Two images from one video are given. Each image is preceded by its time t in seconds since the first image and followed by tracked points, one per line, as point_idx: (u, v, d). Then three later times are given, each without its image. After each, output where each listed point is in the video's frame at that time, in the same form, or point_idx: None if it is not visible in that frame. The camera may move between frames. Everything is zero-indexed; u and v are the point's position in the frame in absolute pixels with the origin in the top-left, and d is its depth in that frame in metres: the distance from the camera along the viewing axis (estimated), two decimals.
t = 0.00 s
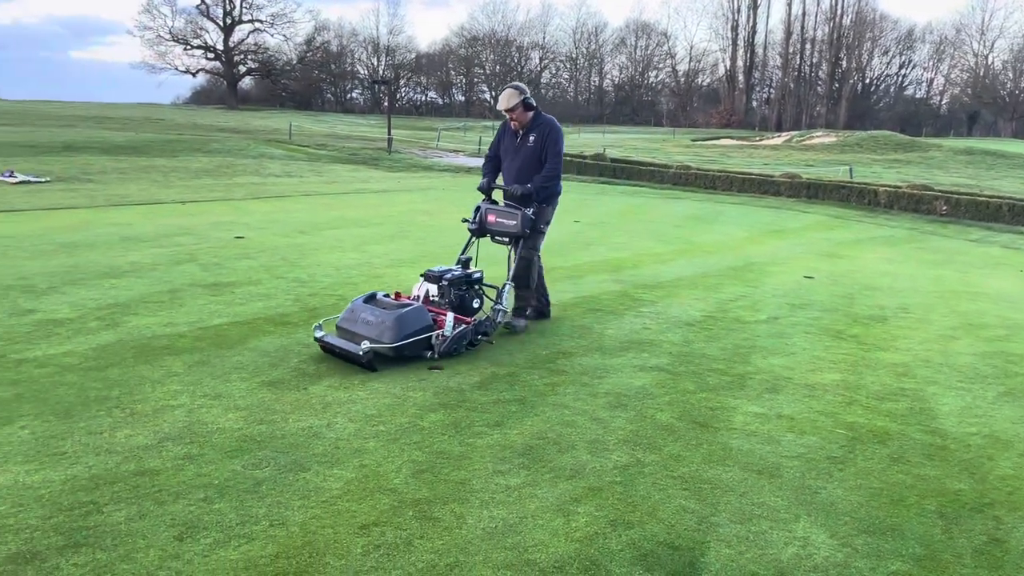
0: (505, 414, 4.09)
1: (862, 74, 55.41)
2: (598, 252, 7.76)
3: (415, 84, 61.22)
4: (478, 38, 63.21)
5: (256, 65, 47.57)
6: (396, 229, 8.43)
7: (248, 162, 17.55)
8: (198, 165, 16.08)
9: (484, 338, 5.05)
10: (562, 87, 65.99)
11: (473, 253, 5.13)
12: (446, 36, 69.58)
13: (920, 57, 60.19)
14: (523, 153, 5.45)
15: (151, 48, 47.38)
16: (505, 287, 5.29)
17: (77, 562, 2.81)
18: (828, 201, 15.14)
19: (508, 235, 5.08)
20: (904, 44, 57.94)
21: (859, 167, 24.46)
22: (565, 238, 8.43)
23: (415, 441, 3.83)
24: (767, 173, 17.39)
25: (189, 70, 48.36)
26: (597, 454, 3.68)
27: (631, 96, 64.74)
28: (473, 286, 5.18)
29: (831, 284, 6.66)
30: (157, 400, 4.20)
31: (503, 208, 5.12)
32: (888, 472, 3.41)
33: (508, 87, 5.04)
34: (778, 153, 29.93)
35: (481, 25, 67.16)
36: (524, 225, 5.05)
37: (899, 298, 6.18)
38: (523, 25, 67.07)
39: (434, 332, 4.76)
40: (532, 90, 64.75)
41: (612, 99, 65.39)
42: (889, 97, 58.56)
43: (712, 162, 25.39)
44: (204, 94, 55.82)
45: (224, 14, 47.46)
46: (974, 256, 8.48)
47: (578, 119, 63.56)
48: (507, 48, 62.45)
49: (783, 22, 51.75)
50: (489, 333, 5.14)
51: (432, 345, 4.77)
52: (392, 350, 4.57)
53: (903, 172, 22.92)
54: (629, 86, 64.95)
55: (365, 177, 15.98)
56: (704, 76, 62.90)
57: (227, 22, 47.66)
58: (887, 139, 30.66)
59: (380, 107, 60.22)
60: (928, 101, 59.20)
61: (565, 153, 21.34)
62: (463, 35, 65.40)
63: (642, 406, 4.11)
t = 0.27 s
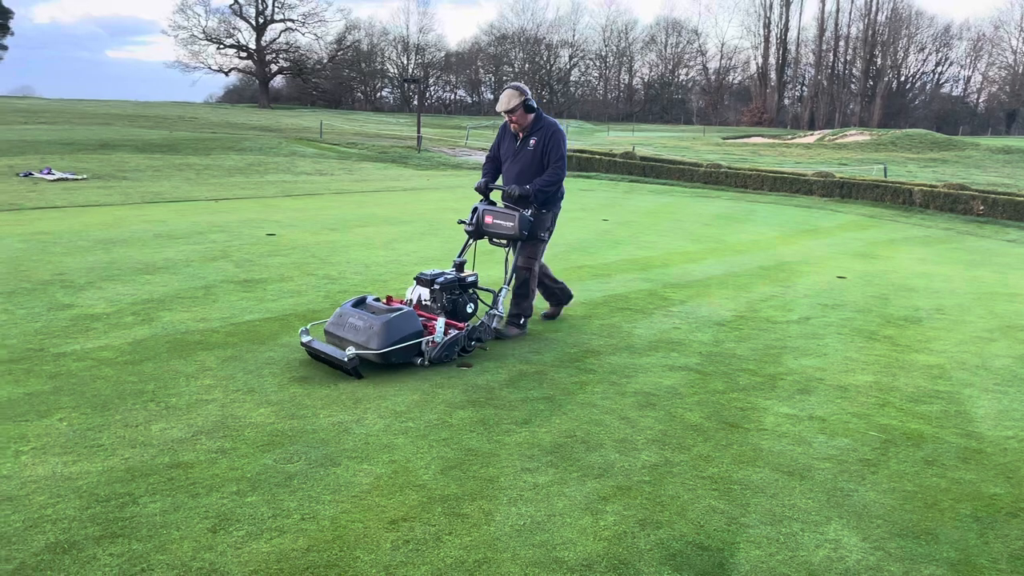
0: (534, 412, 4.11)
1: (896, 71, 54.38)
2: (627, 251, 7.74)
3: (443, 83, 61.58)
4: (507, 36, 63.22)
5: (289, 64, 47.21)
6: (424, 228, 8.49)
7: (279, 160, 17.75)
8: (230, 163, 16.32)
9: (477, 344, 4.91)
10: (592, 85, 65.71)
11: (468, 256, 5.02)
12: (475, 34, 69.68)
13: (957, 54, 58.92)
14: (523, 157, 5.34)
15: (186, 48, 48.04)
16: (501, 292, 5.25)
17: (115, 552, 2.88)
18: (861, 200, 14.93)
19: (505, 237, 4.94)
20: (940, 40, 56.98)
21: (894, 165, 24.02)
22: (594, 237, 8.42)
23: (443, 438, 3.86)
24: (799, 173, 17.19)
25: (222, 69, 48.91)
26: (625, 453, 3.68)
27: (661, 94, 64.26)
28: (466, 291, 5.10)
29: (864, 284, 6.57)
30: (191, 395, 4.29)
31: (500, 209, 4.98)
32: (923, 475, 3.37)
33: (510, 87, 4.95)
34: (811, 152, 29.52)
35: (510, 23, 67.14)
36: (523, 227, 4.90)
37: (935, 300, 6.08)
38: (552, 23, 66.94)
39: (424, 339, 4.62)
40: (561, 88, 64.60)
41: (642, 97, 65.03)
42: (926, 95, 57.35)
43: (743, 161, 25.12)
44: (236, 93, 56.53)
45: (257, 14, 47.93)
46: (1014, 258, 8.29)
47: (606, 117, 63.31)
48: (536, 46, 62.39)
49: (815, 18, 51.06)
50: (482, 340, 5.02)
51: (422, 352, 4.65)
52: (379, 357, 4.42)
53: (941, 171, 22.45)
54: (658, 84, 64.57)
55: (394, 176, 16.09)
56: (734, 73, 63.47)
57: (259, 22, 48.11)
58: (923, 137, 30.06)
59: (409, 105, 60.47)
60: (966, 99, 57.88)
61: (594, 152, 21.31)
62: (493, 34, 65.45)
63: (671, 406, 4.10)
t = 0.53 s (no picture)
0: (564, 410, 4.13)
1: (934, 68, 53.24)
2: (658, 249, 7.71)
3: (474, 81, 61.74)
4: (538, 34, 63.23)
5: (321, 63, 47.27)
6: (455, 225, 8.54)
7: (312, 158, 17.94)
8: (264, 161, 16.53)
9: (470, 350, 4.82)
10: (623, 83, 65.38)
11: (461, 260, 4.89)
12: (505, 33, 69.73)
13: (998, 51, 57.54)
14: (524, 150, 5.17)
15: (221, 46, 48.68)
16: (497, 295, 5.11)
17: (153, 541, 2.95)
18: (897, 199, 14.70)
19: (501, 238, 4.84)
20: (980, 37, 55.80)
21: (933, 164, 23.55)
22: (625, 236, 8.40)
23: (474, 434, 3.89)
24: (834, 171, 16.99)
25: (256, 67, 49.37)
26: (656, 452, 3.68)
27: (693, 92, 63.67)
28: (459, 295, 5.00)
29: (900, 285, 6.47)
30: (227, 388, 4.37)
31: (497, 209, 4.87)
32: (961, 478, 3.33)
33: (509, 80, 4.83)
34: (847, 150, 29.06)
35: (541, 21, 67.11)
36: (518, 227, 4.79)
37: (974, 301, 5.97)
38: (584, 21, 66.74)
39: (413, 344, 4.55)
40: (591, 86, 64.37)
41: (673, 95, 64.59)
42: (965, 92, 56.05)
43: (777, 159, 24.82)
44: (270, 91, 57.22)
45: (290, 13, 48.38)
46: None
47: (637, 114, 62.89)
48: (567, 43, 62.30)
49: (850, 14, 50.28)
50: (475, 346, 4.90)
51: (412, 358, 4.57)
52: (365, 363, 4.37)
53: (981, 171, 21.95)
54: (690, 82, 64.08)
55: (425, 173, 16.19)
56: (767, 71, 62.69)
57: (293, 21, 48.54)
58: (963, 136, 29.39)
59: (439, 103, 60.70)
60: (1007, 96, 56.47)
61: (626, 151, 21.28)
62: (524, 32, 65.49)
63: (703, 406, 4.09)
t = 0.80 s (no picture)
0: (596, 408, 4.13)
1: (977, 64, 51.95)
2: (691, 248, 7.67)
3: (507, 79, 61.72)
4: (571, 31, 62.99)
5: (356, 61, 47.62)
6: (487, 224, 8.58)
7: (346, 155, 18.10)
8: (299, 158, 16.73)
9: (462, 356, 4.71)
10: (656, 80, 64.87)
11: (455, 264, 4.75)
12: (538, 30, 69.63)
13: None
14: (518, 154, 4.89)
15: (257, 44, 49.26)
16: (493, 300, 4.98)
17: (191, 532, 3.01)
18: (937, 198, 14.44)
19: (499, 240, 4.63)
20: None
21: (975, 163, 23.02)
22: (658, 234, 8.37)
23: (506, 431, 3.92)
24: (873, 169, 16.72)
25: (291, 66, 49.82)
26: (689, 452, 3.67)
27: (727, 90, 62.93)
28: (452, 299, 4.87)
29: (939, 286, 6.37)
30: (264, 382, 4.46)
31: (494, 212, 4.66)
32: (1003, 484, 3.28)
33: (496, 83, 4.55)
34: (887, 148, 28.53)
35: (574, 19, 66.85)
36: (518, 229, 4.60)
37: (1017, 303, 5.85)
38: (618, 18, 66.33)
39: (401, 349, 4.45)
40: (624, 83, 63.98)
41: (707, 92, 63.94)
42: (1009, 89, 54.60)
43: (814, 157, 24.45)
44: (304, 89, 57.80)
45: (325, 11, 48.72)
46: None
47: (670, 112, 62.32)
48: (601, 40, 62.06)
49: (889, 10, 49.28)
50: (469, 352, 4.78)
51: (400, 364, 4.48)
52: (351, 369, 4.30)
53: None
54: (725, 79, 63.36)
55: (457, 171, 16.26)
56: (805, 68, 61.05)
57: (328, 19, 48.85)
58: (1008, 134, 28.66)
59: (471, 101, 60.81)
60: None
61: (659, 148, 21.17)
62: (558, 29, 65.34)
63: (737, 406, 4.08)
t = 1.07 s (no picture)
0: (632, 406, 4.14)
1: None
2: (729, 247, 7.61)
3: (543, 76, 61.64)
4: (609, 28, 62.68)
5: (393, 59, 48.00)
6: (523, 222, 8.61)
7: (383, 152, 18.28)
8: (338, 155, 16.94)
9: (453, 361, 4.62)
10: (694, 77, 64.21)
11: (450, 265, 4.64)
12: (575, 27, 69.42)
13: None
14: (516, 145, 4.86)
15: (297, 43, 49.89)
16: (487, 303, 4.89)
17: (233, 521, 3.09)
18: (983, 198, 14.15)
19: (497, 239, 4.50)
20: None
21: None
22: (696, 232, 8.33)
23: (541, 428, 3.95)
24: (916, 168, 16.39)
25: (329, 63, 50.28)
26: (727, 452, 3.67)
27: (767, 87, 62.02)
28: (445, 302, 4.77)
29: (985, 287, 6.24)
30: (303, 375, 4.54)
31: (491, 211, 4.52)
32: None
33: (497, 69, 4.52)
34: (932, 147, 27.93)
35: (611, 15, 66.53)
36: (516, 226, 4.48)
37: None
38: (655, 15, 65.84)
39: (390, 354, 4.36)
40: (661, 80, 63.45)
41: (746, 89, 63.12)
42: None
43: (857, 155, 24.01)
44: (342, 87, 58.41)
45: (363, 9, 49.05)
46: None
47: (708, 109, 61.57)
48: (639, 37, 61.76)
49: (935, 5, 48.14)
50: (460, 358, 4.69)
51: (388, 369, 4.38)
52: (336, 374, 4.19)
53: None
54: (764, 76, 62.46)
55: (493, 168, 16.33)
56: (846, 64, 59.34)
57: (366, 17, 49.17)
58: None
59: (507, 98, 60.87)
60: None
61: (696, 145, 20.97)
62: (595, 26, 65.13)
63: (776, 406, 4.05)
